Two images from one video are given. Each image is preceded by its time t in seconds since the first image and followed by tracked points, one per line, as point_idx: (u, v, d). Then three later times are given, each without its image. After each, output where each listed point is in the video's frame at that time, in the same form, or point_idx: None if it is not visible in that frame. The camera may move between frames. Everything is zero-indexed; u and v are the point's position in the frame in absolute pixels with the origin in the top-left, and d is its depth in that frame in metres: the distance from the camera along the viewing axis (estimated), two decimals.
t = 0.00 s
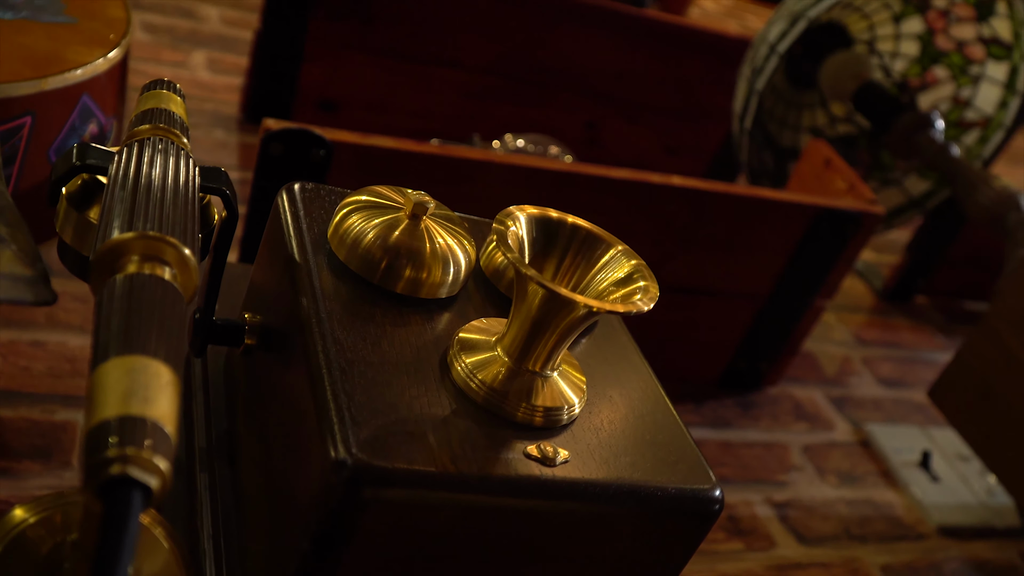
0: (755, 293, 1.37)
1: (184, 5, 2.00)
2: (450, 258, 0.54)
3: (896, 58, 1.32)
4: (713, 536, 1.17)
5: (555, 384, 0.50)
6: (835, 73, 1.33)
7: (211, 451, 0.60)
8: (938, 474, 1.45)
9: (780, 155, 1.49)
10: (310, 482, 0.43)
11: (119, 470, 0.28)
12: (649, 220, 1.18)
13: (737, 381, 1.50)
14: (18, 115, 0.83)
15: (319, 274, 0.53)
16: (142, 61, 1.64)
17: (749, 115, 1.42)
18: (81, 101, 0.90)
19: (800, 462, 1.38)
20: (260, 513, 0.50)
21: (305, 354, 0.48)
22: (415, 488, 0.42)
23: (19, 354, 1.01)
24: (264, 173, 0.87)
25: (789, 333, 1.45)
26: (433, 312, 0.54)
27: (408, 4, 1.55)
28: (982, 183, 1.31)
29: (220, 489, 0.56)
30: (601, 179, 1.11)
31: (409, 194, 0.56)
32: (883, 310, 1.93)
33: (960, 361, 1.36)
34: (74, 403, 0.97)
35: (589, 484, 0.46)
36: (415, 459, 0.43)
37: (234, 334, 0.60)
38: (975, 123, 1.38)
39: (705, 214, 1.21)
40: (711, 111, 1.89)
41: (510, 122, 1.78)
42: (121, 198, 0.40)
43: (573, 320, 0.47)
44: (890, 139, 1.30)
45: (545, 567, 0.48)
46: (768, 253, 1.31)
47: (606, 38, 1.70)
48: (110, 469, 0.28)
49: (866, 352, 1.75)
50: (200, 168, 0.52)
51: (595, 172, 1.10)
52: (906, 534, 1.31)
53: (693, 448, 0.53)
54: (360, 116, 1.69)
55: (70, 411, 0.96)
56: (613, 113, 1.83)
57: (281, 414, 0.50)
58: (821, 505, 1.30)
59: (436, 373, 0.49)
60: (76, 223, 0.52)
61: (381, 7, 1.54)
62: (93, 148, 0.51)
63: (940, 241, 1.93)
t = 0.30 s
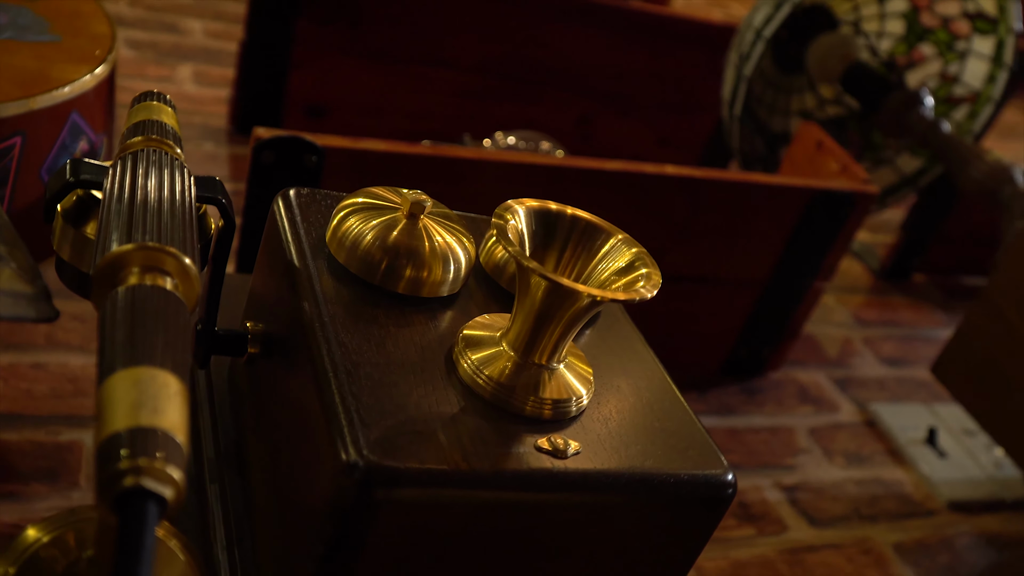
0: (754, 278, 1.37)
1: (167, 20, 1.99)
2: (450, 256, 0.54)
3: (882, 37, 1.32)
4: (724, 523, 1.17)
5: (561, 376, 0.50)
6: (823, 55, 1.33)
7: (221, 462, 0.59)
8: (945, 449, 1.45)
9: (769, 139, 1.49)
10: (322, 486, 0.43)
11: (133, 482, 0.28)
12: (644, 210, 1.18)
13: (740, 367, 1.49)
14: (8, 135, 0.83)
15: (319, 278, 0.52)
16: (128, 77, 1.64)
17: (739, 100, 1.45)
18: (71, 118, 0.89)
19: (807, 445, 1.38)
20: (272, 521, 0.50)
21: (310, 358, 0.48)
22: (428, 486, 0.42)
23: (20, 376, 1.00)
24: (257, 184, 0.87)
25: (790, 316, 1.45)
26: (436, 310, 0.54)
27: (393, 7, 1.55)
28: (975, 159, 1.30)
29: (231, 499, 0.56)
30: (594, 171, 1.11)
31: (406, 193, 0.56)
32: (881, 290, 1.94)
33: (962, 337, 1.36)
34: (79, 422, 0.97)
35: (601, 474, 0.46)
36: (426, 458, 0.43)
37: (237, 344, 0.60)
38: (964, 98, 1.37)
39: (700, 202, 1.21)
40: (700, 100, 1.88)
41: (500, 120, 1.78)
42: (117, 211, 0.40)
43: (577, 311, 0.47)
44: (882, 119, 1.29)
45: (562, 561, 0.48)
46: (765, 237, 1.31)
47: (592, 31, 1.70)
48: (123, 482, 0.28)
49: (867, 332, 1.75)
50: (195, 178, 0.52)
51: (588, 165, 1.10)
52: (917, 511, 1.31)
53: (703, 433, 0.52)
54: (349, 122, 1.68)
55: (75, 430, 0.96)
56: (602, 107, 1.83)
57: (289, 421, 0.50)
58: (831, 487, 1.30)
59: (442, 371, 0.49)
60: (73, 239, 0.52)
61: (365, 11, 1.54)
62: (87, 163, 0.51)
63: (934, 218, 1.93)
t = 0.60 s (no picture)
0: (753, 267, 1.37)
1: (154, 31, 1.99)
2: (452, 255, 0.53)
3: (871, 22, 1.32)
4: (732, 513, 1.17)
5: (568, 371, 0.50)
6: (814, 41, 1.33)
7: (229, 471, 0.59)
8: (950, 432, 1.46)
9: (764, 128, 1.49)
10: (333, 490, 0.43)
11: (145, 492, 0.28)
12: (641, 203, 1.18)
13: (743, 357, 1.49)
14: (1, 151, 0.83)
15: (321, 282, 0.52)
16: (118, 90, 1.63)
17: (731, 89, 1.45)
18: (64, 132, 0.89)
19: (812, 432, 1.38)
20: (284, 528, 0.50)
21: (316, 363, 0.48)
22: (440, 487, 0.42)
23: (22, 394, 1.00)
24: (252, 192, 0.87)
25: (790, 304, 1.44)
26: (439, 310, 0.54)
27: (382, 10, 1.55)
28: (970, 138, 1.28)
29: (241, 507, 0.56)
30: (589, 166, 1.11)
31: (405, 194, 0.56)
32: (879, 274, 1.94)
33: (963, 318, 1.36)
34: (83, 437, 0.96)
35: (612, 468, 0.46)
36: (437, 458, 0.42)
37: (241, 352, 0.60)
38: (956, 80, 1.37)
39: (696, 193, 1.21)
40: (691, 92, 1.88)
41: (493, 120, 1.78)
42: (116, 222, 0.40)
43: (582, 305, 0.47)
44: (875, 102, 1.29)
45: (576, 557, 0.48)
46: (762, 226, 1.31)
47: (581, 27, 1.69)
48: (136, 493, 0.28)
49: (867, 317, 1.75)
50: (192, 187, 0.52)
51: (583, 161, 1.10)
52: (924, 494, 1.31)
53: (712, 423, 0.52)
54: (342, 127, 1.68)
55: (79, 445, 0.95)
56: (595, 102, 1.83)
57: (297, 426, 0.50)
58: (838, 473, 1.30)
59: (448, 371, 0.49)
60: (72, 252, 0.52)
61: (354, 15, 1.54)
62: (83, 175, 0.51)
63: (930, 201, 1.93)
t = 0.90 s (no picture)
0: (751, 255, 1.37)
1: (140, 46, 1.98)
2: (453, 257, 0.53)
3: (857, 5, 1.32)
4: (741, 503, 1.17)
5: (576, 368, 0.49)
6: (801, 27, 1.33)
7: (238, 484, 0.59)
8: (955, 411, 1.46)
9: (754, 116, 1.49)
10: (347, 500, 0.43)
11: (161, 511, 0.27)
12: (635, 196, 1.18)
13: (744, 346, 1.49)
14: None
15: (323, 290, 0.52)
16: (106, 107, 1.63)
17: (720, 79, 1.42)
18: (55, 151, 0.88)
19: (817, 418, 1.38)
20: (297, 539, 0.49)
21: (323, 371, 0.47)
22: (455, 492, 0.42)
23: (25, 416, 0.99)
24: (246, 202, 0.87)
25: (789, 291, 1.44)
26: (443, 313, 0.53)
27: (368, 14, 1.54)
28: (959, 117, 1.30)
29: (253, 520, 0.56)
30: (582, 162, 1.10)
31: (403, 197, 0.55)
32: (876, 257, 1.93)
33: (963, 297, 1.36)
34: (89, 457, 0.96)
35: (624, 464, 0.45)
36: (449, 462, 0.42)
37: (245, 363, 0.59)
38: (944, 60, 1.37)
39: (691, 184, 1.21)
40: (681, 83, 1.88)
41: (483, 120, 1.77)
42: (115, 240, 0.40)
43: (587, 301, 0.46)
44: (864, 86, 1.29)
45: (593, 555, 0.48)
46: (758, 214, 1.31)
47: (566, 23, 1.69)
48: (150, 512, 0.28)
49: (866, 301, 1.75)
50: (190, 200, 0.52)
51: (577, 157, 1.10)
52: (932, 475, 1.31)
53: (723, 415, 0.52)
54: (332, 133, 1.68)
55: (85, 465, 0.95)
56: (584, 98, 1.82)
57: (306, 436, 0.49)
58: (845, 458, 1.30)
59: (456, 373, 0.48)
60: (72, 271, 0.52)
61: (339, 20, 1.53)
62: (79, 194, 0.50)
63: (924, 181, 1.93)
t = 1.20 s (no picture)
0: (747, 246, 1.37)
1: (126, 61, 1.97)
2: (452, 260, 0.53)
3: None
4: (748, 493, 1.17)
5: (580, 367, 0.49)
6: (788, 15, 1.31)
7: (246, 498, 0.58)
8: (957, 393, 1.46)
9: (745, 106, 1.50)
10: (357, 509, 0.42)
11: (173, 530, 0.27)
12: (630, 191, 1.18)
13: (744, 336, 1.49)
14: None
15: (323, 299, 0.52)
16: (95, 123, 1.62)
17: (709, 71, 1.43)
18: (47, 171, 0.88)
19: (820, 405, 1.38)
20: (307, 551, 0.49)
21: (326, 381, 0.47)
22: (465, 496, 0.41)
23: (27, 437, 0.99)
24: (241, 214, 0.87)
25: (786, 279, 1.44)
26: (444, 317, 0.53)
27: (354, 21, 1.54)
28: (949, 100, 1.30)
29: (261, 532, 0.55)
30: (575, 159, 1.10)
31: (399, 203, 0.55)
32: (872, 242, 1.94)
33: (960, 279, 1.36)
34: (94, 475, 0.96)
35: (633, 461, 0.45)
36: (458, 467, 0.42)
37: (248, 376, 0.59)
38: (931, 42, 1.38)
39: (684, 177, 1.21)
40: (669, 76, 1.88)
41: (474, 121, 1.77)
42: (113, 259, 0.40)
43: (590, 299, 0.46)
44: (852, 72, 1.31)
45: (605, 554, 0.47)
46: (752, 204, 1.31)
47: (553, 21, 1.69)
48: (162, 532, 0.28)
49: (863, 286, 1.76)
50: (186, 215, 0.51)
51: (569, 154, 1.10)
52: (937, 458, 1.31)
53: (728, 408, 0.52)
54: (323, 141, 1.67)
55: (90, 484, 0.95)
56: (574, 95, 1.82)
57: (312, 448, 0.49)
58: (849, 444, 1.30)
59: (460, 377, 0.48)
60: (70, 291, 0.52)
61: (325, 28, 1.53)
62: (74, 213, 0.50)
63: (916, 164, 1.93)
